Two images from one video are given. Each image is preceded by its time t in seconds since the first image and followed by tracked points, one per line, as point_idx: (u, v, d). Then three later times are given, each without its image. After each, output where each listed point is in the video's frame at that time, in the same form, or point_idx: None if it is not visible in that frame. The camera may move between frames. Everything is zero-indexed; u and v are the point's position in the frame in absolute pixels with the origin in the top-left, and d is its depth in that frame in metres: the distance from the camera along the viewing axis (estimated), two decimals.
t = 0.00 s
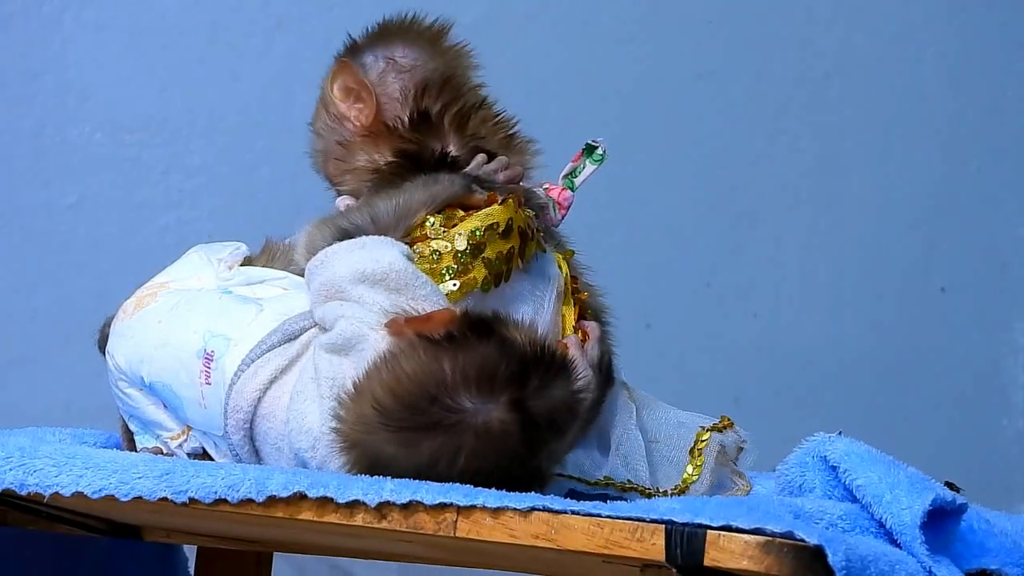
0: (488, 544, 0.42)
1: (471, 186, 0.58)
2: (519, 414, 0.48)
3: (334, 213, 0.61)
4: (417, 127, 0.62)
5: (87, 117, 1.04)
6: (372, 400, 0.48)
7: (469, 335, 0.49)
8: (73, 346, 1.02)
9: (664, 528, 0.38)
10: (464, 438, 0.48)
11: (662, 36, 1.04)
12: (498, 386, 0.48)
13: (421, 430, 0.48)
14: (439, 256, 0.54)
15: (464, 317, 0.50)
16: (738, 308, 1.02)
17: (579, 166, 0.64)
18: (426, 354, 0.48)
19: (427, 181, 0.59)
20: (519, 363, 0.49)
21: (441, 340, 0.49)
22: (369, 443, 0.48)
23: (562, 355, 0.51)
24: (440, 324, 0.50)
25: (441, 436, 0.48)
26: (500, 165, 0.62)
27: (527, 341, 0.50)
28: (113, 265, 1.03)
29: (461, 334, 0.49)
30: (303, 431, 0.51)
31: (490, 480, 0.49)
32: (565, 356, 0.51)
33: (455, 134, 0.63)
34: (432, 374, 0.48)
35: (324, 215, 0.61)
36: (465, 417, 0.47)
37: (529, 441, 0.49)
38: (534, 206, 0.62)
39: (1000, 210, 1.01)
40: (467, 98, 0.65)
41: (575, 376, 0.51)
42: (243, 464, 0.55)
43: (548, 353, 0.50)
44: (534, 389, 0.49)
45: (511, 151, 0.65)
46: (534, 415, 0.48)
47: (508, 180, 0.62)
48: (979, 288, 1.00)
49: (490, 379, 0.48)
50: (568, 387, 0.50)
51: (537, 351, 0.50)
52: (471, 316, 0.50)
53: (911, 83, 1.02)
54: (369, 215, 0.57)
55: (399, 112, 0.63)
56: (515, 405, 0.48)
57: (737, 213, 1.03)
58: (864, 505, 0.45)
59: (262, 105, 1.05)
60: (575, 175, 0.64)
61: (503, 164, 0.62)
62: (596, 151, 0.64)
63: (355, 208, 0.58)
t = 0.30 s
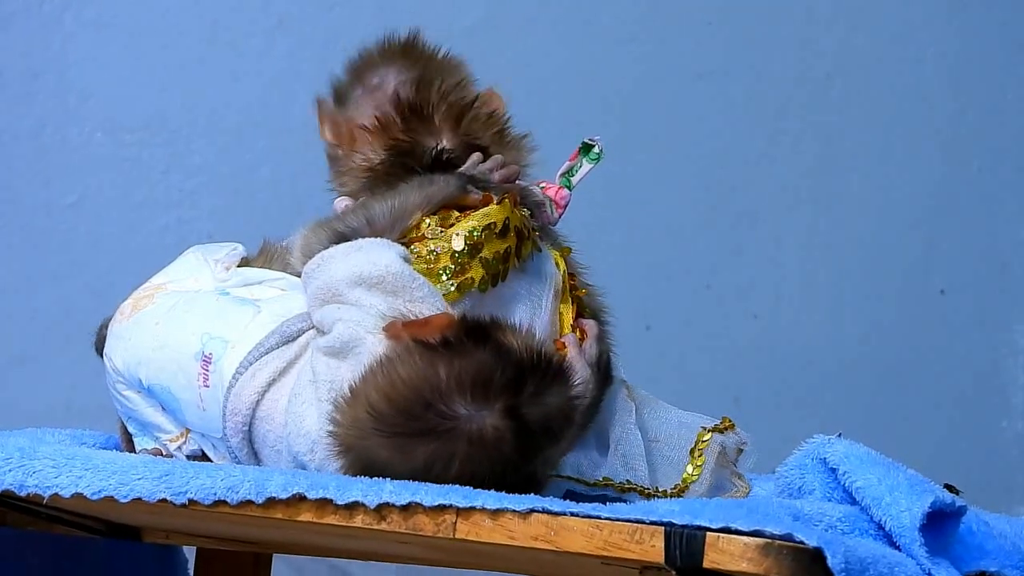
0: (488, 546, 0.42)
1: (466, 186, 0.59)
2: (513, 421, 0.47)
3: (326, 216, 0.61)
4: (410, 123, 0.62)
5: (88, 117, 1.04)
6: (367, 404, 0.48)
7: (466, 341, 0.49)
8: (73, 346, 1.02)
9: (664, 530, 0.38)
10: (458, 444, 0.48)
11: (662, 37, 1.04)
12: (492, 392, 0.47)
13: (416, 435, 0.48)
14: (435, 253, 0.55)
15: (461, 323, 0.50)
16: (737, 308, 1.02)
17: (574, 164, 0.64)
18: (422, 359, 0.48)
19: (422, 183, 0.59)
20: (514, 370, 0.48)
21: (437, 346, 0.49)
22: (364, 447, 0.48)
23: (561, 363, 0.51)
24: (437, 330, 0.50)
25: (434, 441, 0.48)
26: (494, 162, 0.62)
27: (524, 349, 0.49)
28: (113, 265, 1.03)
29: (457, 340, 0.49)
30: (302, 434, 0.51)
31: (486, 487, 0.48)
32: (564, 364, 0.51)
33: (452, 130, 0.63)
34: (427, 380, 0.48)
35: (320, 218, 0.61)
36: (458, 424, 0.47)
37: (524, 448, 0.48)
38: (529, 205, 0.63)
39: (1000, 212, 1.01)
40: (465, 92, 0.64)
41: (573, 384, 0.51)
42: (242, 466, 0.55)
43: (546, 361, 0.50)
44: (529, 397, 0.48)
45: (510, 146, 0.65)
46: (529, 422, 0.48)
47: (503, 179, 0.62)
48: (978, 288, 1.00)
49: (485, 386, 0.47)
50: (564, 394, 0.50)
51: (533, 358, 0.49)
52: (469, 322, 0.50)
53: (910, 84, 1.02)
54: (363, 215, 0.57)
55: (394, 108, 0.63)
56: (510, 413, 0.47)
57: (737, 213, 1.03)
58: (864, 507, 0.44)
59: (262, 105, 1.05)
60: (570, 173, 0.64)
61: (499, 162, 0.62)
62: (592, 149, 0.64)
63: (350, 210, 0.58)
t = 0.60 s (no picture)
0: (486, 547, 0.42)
1: (459, 187, 0.60)
2: (509, 425, 0.47)
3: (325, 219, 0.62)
4: (411, 136, 0.65)
5: (87, 118, 1.04)
6: (363, 406, 0.48)
7: (462, 343, 0.49)
8: (72, 346, 1.02)
9: (662, 531, 0.38)
10: (452, 447, 0.47)
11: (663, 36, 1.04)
12: (488, 396, 0.47)
13: (410, 437, 0.48)
14: (430, 253, 0.55)
15: (458, 326, 0.50)
16: (736, 309, 1.02)
17: (574, 164, 0.64)
18: (418, 361, 0.48)
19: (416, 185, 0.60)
20: (511, 374, 0.48)
21: (434, 349, 0.49)
22: (359, 449, 0.48)
23: (559, 367, 0.50)
24: (434, 332, 0.50)
25: (429, 443, 0.47)
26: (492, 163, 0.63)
27: (521, 352, 0.49)
28: (112, 266, 1.03)
29: (454, 343, 0.49)
30: (299, 435, 0.51)
31: (485, 489, 0.48)
32: (562, 368, 0.50)
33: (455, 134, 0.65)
34: (422, 382, 0.48)
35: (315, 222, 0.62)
36: (453, 426, 0.47)
37: (519, 451, 0.48)
38: (525, 204, 0.63)
39: (999, 214, 1.01)
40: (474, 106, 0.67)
41: (570, 388, 0.50)
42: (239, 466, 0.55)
43: (543, 365, 0.49)
44: (524, 400, 0.48)
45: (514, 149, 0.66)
46: (525, 426, 0.48)
47: (497, 178, 0.62)
48: (977, 290, 1.00)
49: (480, 388, 0.47)
50: (561, 398, 0.49)
51: (529, 361, 0.49)
52: (466, 324, 0.50)
53: (910, 85, 1.02)
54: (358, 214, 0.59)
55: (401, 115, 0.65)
56: (505, 416, 0.47)
57: (735, 214, 1.03)
58: (862, 509, 0.44)
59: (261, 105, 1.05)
60: (570, 172, 0.64)
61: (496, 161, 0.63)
62: (592, 148, 0.63)
63: (346, 213, 0.60)
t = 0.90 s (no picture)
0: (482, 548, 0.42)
1: (453, 187, 0.61)
2: (502, 427, 0.47)
3: (319, 221, 0.63)
4: (406, 145, 0.65)
5: (83, 119, 1.05)
6: (357, 407, 0.48)
7: (456, 345, 0.49)
8: (67, 348, 1.02)
9: (658, 531, 0.38)
10: (445, 448, 0.47)
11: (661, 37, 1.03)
12: (482, 397, 0.47)
13: (404, 438, 0.48)
14: (425, 253, 0.56)
15: (452, 327, 0.50)
16: (732, 310, 1.02)
17: (570, 165, 0.65)
18: (413, 362, 0.48)
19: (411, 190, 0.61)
20: (505, 375, 0.48)
21: (429, 350, 0.49)
22: (353, 451, 0.48)
23: (554, 370, 0.50)
24: (429, 333, 0.50)
25: (422, 445, 0.48)
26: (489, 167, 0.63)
27: (515, 355, 0.49)
28: (108, 267, 1.03)
29: (449, 345, 0.49)
30: (295, 436, 0.51)
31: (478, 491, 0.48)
32: (557, 370, 0.50)
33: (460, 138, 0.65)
34: (416, 383, 0.48)
35: (309, 225, 0.64)
36: (447, 428, 0.47)
37: (513, 453, 0.48)
38: (521, 206, 0.63)
39: (996, 213, 1.00)
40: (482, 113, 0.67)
41: (565, 391, 0.51)
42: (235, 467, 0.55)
43: (537, 367, 0.49)
44: (518, 401, 0.48)
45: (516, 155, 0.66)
46: (519, 428, 0.48)
47: (489, 180, 0.62)
48: (974, 290, 1.00)
49: (474, 389, 0.47)
50: (555, 400, 0.49)
51: (523, 363, 0.49)
52: (460, 326, 0.50)
53: (908, 85, 1.02)
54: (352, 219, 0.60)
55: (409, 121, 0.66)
56: (499, 418, 0.47)
57: (731, 214, 1.03)
58: (858, 509, 0.45)
59: (257, 105, 1.05)
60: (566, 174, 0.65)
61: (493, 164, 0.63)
62: (586, 149, 0.64)
63: (341, 215, 0.61)
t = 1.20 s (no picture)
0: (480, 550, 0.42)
1: (451, 189, 0.61)
2: (498, 430, 0.47)
3: (320, 220, 0.63)
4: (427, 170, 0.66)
5: (80, 121, 1.04)
6: (354, 409, 0.48)
7: (452, 347, 0.49)
8: (64, 350, 1.02)
9: (656, 534, 0.38)
10: (442, 451, 0.47)
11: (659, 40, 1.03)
12: (478, 399, 0.47)
13: (401, 441, 0.48)
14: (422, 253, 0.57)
15: (449, 329, 0.50)
16: (730, 313, 1.02)
17: (585, 169, 0.64)
18: (410, 364, 0.48)
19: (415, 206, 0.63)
20: (500, 378, 0.48)
21: (425, 352, 0.49)
22: (349, 452, 0.48)
23: (548, 372, 0.50)
24: (425, 336, 0.50)
25: (419, 447, 0.48)
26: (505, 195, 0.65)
27: (511, 357, 0.49)
28: (104, 269, 1.03)
29: (446, 347, 0.49)
30: (293, 438, 0.51)
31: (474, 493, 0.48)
32: (551, 373, 0.51)
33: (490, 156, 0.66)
34: (412, 385, 0.48)
35: (306, 228, 0.63)
36: (444, 430, 0.47)
37: (509, 455, 0.48)
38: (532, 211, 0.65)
39: (994, 216, 1.00)
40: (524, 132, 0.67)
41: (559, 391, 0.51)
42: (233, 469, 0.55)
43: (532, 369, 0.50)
44: (514, 404, 0.48)
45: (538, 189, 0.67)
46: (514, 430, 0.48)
47: (491, 183, 0.62)
48: (971, 293, 1.00)
49: (470, 391, 0.47)
50: (551, 403, 0.50)
51: (519, 365, 0.49)
52: (456, 328, 0.50)
53: (906, 88, 1.02)
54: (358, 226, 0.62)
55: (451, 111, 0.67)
56: (495, 420, 0.47)
57: (729, 217, 1.03)
58: (856, 512, 0.45)
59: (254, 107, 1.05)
60: (582, 178, 0.64)
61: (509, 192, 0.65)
62: (603, 153, 0.63)
63: (339, 216, 0.61)
